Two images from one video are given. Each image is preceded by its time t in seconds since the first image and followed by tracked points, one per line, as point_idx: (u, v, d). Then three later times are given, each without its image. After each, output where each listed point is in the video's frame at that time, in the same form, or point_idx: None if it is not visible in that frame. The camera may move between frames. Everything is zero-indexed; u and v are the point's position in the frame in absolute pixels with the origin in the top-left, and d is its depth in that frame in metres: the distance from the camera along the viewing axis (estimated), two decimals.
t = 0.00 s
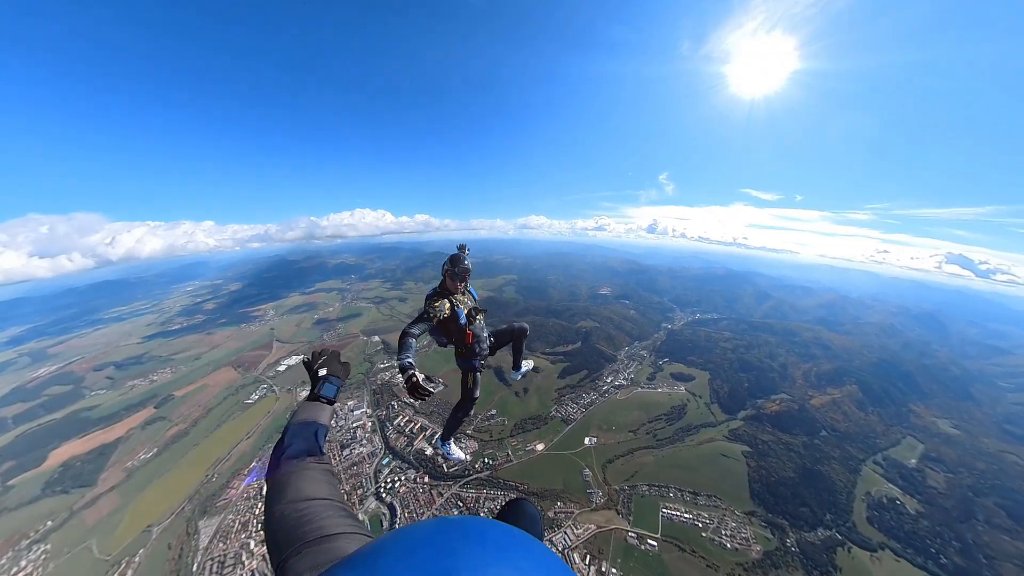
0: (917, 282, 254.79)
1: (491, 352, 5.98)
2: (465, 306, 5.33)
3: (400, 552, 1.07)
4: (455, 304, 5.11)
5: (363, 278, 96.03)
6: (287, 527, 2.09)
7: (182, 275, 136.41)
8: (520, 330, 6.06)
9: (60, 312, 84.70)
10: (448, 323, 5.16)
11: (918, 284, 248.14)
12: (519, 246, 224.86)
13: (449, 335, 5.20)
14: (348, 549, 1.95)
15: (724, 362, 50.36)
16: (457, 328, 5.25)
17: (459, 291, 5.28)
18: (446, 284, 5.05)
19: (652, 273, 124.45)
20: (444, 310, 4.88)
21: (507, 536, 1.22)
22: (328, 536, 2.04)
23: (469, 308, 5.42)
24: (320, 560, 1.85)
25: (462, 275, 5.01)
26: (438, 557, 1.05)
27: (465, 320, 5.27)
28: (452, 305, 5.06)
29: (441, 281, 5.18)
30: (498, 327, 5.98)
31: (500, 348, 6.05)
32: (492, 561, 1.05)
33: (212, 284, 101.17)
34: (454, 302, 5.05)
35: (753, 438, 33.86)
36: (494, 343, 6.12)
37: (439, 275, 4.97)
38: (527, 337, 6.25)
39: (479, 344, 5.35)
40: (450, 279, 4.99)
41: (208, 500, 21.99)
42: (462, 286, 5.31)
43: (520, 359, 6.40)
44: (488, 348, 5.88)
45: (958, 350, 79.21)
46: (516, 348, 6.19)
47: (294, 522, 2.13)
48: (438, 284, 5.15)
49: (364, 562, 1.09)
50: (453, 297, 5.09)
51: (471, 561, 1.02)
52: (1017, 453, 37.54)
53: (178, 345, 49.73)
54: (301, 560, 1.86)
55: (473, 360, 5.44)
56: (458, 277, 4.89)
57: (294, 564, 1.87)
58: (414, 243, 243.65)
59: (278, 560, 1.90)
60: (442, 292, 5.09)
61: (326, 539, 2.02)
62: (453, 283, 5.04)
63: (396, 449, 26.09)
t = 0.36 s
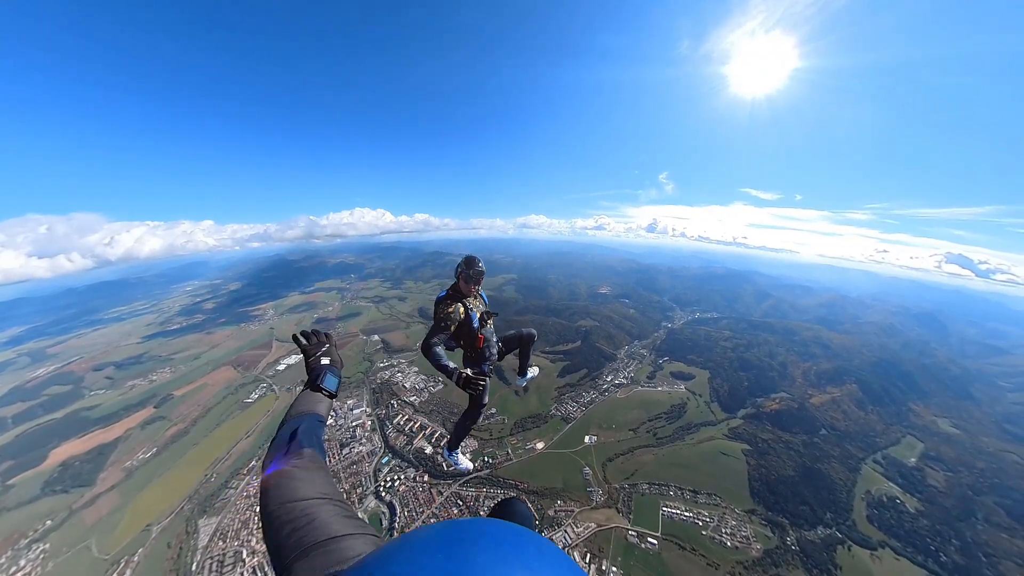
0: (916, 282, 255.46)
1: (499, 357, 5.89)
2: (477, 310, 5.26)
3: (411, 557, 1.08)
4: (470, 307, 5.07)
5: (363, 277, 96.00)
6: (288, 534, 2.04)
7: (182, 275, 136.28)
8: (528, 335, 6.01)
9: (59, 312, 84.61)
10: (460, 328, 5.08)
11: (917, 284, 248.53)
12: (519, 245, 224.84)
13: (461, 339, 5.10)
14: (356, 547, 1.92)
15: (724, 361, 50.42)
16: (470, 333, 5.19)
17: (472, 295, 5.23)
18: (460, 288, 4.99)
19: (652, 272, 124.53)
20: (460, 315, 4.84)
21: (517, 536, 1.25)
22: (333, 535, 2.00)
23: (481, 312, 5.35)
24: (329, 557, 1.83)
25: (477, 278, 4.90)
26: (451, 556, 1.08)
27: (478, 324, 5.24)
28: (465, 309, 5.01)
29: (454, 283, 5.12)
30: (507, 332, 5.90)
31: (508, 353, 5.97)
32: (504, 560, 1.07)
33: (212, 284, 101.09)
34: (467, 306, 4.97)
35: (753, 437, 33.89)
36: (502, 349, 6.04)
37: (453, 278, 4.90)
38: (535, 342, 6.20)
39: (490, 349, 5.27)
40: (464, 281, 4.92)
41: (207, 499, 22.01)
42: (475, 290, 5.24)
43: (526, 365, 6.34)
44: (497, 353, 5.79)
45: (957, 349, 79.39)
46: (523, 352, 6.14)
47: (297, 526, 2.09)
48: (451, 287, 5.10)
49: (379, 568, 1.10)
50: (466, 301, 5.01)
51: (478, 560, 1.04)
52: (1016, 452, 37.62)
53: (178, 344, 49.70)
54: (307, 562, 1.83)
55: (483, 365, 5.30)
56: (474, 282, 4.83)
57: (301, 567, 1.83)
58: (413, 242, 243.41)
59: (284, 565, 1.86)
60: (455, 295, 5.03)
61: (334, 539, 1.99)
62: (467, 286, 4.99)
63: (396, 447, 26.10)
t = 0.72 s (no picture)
0: (916, 281, 255.72)
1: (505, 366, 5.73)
2: (488, 315, 5.22)
3: (389, 558, 1.03)
4: (481, 312, 5.04)
5: (363, 277, 95.97)
6: (269, 528, 2.07)
7: (181, 275, 136.23)
8: (535, 345, 5.95)
9: (59, 312, 84.64)
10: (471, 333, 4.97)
11: (918, 283, 248.51)
12: (519, 245, 224.85)
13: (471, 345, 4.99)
14: (334, 547, 1.98)
15: (724, 360, 50.47)
16: (481, 339, 5.13)
17: (484, 301, 5.22)
18: (473, 291, 4.99)
19: (652, 271, 124.54)
20: (474, 318, 4.77)
21: (500, 545, 1.20)
22: (311, 533, 2.05)
23: (493, 318, 5.31)
24: (305, 554, 1.89)
25: (490, 282, 4.93)
26: (432, 562, 1.04)
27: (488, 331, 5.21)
28: (479, 314, 4.98)
29: (467, 288, 5.14)
30: (513, 341, 5.83)
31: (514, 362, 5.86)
32: (486, 568, 1.03)
33: (212, 284, 101.11)
34: (479, 309, 4.91)
35: (754, 435, 33.93)
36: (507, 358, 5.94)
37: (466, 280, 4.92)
38: (541, 352, 6.14)
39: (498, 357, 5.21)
40: (477, 285, 4.94)
41: (207, 498, 22.04)
42: (486, 296, 5.23)
43: (530, 376, 6.19)
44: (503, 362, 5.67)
45: (958, 348, 79.40)
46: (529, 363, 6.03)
47: (278, 522, 2.11)
48: (464, 291, 5.10)
49: (358, 568, 1.07)
50: (478, 306, 4.96)
51: (460, 566, 1.01)
52: (1016, 450, 37.68)
53: (178, 344, 49.71)
54: (286, 559, 1.88)
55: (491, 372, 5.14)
56: (487, 285, 4.85)
57: (277, 565, 1.86)
58: (413, 242, 243.20)
59: (260, 558, 1.90)
60: (468, 299, 5.03)
61: (312, 537, 2.03)
62: (480, 291, 5.01)
63: (395, 446, 26.14)
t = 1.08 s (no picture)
0: (915, 280, 255.92)
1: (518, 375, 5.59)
2: (507, 322, 5.03)
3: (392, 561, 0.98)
4: (501, 318, 4.85)
5: (362, 276, 96.00)
6: (283, 507, 2.10)
7: (181, 275, 136.27)
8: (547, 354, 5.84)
9: (59, 312, 84.77)
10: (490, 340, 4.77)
11: (917, 282, 248.90)
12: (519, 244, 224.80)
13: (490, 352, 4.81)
14: (344, 534, 2.02)
15: (724, 359, 50.50)
16: (499, 345, 4.95)
17: (503, 307, 5.01)
18: (494, 296, 4.79)
19: (652, 271, 124.60)
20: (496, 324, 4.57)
21: (506, 550, 1.16)
22: (325, 515, 2.09)
23: (511, 326, 5.14)
24: (317, 540, 1.93)
25: (512, 288, 4.71)
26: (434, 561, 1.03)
27: (506, 337, 5.04)
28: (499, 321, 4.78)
29: (487, 291, 4.92)
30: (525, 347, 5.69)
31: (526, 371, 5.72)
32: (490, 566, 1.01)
33: (211, 284, 101.19)
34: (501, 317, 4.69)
35: (754, 434, 33.94)
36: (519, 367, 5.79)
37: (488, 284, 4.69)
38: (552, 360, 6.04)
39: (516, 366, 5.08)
40: (498, 290, 4.74)
41: (206, 497, 22.07)
42: (505, 302, 5.03)
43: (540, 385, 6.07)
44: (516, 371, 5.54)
45: (957, 347, 79.49)
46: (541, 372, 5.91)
47: (295, 499, 2.16)
48: (484, 295, 4.89)
49: (361, 560, 1.05)
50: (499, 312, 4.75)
51: (465, 565, 0.99)
52: (1016, 449, 37.75)
53: (178, 344, 49.74)
54: (296, 540, 1.91)
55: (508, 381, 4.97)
56: (509, 292, 4.66)
57: (290, 544, 1.92)
58: (413, 241, 242.96)
59: (273, 535, 1.94)
60: (488, 304, 4.82)
61: (324, 520, 2.07)
62: (501, 296, 4.81)
63: (395, 445, 26.17)
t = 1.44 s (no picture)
0: (915, 280, 256.32)
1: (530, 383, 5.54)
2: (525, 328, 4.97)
3: None
4: (519, 324, 4.81)
5: (362, 276, 96.00)
6: (276, 513, 2.10)
7: (180, 275, 136.13)
8: (561, 362, 5.78)
9: (59, 312, 84.74)
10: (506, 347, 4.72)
11: (916, 281, 249.21)
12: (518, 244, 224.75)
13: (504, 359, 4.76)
14: (334, 550, 1.99)
15: (723, 358, 50.57)
16: (515, 352, 4.92)
17: (522, 313, 4.96)
18: (514, 302, 4.73)
19: (652, 270, 124.71)
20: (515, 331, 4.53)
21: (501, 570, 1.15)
22: (315, 527, 2.07)
23: (528, 332, 5.10)
24: (305, 552, 1.91)
25: (533, 294, 4.64)
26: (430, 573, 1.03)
27: (522, 345, 4.99)
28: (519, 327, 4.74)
29: (507, 296, 4.86)
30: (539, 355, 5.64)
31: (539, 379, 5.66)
32: None
33: (211, 284, 101.15)
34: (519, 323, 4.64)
35: (754, 432, 33.98)
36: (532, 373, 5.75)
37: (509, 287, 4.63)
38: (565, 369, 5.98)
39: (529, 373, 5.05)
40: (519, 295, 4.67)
41: (205, 497, 22.07)
42: (524, 307, 4.96)
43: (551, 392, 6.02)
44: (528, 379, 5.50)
45: (956, 346, 79.73)
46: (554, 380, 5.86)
47: (284, 507, 2.15)
48: (503, 299, 4.88)
49: None
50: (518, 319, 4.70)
51: None
52: (1016, 448, 37.86)
53: (177, 343, 49.71)
54: (285, 550, 1.91)
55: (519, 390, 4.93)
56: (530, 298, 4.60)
57: (279, 552, 1.92)
58: (412, 241, 242.95)
59: (262, 545, 1.94)
60: (507, 308, 4.78)
61: (314, 534, 2.03)
62: (521, 301, 4.81)
63: (395, 444, 26.20)
